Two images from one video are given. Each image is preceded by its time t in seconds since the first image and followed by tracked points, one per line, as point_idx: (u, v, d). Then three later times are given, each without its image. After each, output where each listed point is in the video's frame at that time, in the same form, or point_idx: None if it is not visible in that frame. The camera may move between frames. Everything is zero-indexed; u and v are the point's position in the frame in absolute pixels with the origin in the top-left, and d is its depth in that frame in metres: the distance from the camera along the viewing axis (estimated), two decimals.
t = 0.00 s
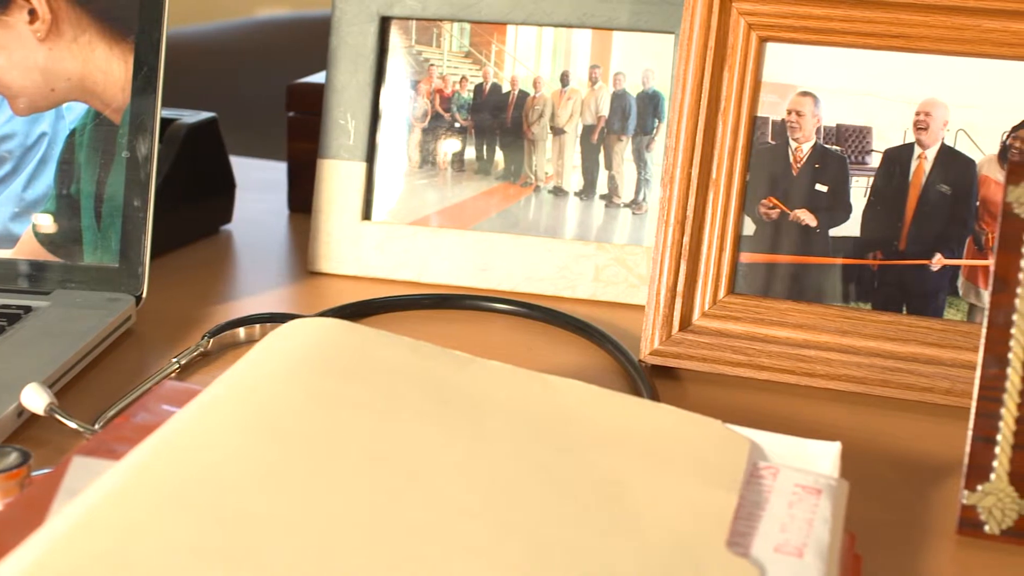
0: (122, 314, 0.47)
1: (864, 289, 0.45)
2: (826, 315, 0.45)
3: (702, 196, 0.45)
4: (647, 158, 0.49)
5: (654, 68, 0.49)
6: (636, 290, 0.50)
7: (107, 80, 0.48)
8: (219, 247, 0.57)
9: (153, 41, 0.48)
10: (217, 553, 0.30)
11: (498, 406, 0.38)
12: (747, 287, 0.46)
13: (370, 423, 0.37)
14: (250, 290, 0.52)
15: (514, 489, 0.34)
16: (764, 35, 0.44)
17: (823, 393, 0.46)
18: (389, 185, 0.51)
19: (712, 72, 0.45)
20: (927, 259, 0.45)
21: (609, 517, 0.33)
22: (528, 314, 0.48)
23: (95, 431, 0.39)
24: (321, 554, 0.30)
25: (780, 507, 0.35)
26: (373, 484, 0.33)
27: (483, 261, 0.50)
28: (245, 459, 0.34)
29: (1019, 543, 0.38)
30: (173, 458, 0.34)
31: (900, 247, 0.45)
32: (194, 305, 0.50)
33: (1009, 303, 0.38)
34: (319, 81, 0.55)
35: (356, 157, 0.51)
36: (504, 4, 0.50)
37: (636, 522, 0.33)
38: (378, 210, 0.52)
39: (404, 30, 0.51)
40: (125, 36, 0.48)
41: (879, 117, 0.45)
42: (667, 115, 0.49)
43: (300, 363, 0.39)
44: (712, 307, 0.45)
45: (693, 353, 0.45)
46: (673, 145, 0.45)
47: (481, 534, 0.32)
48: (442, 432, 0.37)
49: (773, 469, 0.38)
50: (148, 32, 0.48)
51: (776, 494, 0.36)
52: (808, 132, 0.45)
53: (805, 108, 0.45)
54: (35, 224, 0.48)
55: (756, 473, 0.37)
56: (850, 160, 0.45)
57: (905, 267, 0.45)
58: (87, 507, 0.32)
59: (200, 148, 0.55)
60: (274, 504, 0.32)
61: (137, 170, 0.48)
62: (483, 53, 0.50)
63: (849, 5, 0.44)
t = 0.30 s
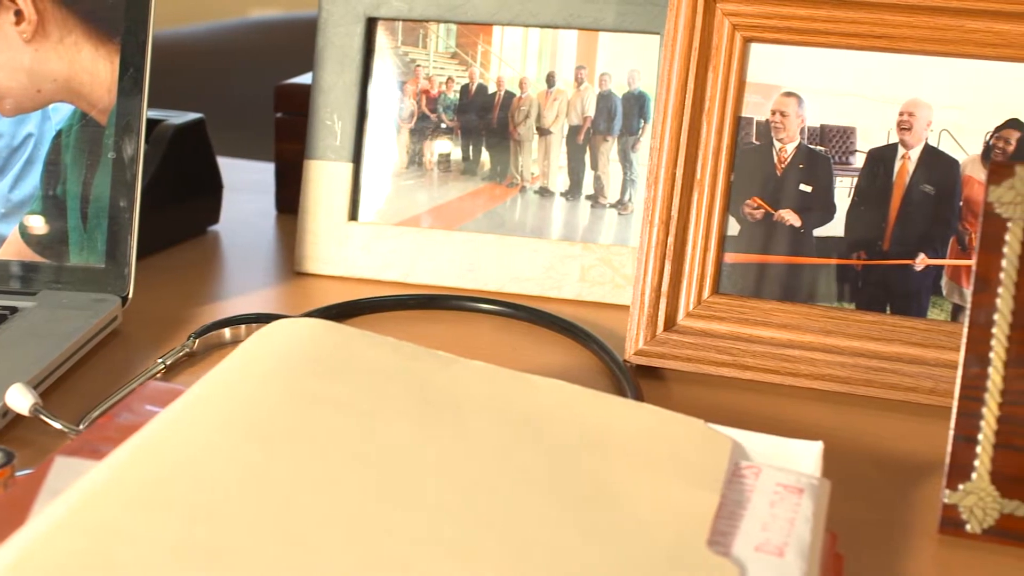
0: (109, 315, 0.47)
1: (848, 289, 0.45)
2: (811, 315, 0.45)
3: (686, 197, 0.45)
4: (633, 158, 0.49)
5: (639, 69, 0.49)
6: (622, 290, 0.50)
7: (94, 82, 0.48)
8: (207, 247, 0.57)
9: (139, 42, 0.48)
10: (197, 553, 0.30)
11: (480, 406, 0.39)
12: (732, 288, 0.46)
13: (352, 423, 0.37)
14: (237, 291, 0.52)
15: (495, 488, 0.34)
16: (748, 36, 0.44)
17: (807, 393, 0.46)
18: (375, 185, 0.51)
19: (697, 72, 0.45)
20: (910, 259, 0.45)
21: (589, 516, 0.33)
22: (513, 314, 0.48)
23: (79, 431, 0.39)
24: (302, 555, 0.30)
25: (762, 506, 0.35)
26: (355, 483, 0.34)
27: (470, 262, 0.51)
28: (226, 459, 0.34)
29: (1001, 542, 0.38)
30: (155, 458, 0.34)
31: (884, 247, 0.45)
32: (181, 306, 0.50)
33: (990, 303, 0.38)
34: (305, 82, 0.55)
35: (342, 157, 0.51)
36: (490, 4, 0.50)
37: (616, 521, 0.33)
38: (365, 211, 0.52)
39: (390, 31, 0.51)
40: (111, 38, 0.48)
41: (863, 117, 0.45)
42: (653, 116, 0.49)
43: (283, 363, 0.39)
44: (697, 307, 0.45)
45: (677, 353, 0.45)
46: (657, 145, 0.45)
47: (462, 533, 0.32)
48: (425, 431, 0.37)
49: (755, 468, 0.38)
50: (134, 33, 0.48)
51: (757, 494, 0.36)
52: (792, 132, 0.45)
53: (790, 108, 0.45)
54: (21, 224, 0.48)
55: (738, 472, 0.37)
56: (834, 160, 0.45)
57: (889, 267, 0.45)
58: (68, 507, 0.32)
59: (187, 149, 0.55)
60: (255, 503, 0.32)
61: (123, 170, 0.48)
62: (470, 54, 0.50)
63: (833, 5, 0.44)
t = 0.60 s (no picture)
0: (94, 315, 0.47)
1: (833, 289, 0.45)
2: (795, 315, 0.45)
3: (671, 196, 0.45)
4: (618, 158, 0.49)
5: (625, 69, 0.49)
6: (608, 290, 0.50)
7: (79, 82, 0.48)
8: (195, 248, 0.57)
9: (125, 43, 0.48)
10: (178, 554, 0.30)
11: (463, 406, 0.39)
12: (716, 288, 0.46)
13: (335, 423, 0.37)
14: (224, 291, 0.52)
15: (476, 487, 0.34)
16: (732, 36, 0.45)
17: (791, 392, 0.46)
18: (361, 185, 0.51)
19: (681, 72, 0.45)
20: (895, 259, 0.45)
21: (570, 515, 0.33)
22: (499, 314, 0.48)
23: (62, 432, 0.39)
24: (284, 553, 0.30)
25: (744, 505, 0.35)
26: (336, 483, 0.34)
27: (456, 262, 0.51)
28: (208, 459, 0.34)
29: (982, 541, 0.38)
30: (137, 458, 0.34)
31: (868, 247, 0.45)
32: (167, 306, 0.50)
33: (972, 302, 0.38)
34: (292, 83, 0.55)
35: (329, 158, 0.51)
36: (475, 4, 0.50)
37: (597, 520, 0.33)
38: (351, 211, 0.52)
39: (377, 32, 0.51)
40: (97, 38, 0.48)
41: (847, 117, 0.45)
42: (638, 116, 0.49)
43: (266, 363, 0.40)
44: (682, 307, 0.45)
45: (662, 353, 0.45)
46: (642, 145, 0.45)
47: (444, 532, 0.32)
48: (407, 431, 0.37)
49: (737, 467, 0.38)
50: (120, 34, 0.48)
51: (739, 493, 0.36)
52: (776, 132, 0.45)
53: (774, 108, 0.45)
54: (7, 225, 0.48)
55: (720, 472, 0.37)
56: (818, 160, 0.45)
57: (872, 267, 0.45)
58: (48, 508, 0.32)
59: (175, 150, 0.55)
60: (236, 504, 0.32)
61: (109, 171, 0.48)
62: (456, 54, 0.50)
63: (817, 5, 0.44)
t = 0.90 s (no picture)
0: (80, 316, 0.47)
1: (817, 288, 0.45)
2: (779, 314, 0.45)
3: (655, 196, 0.45)
4: (604, 158, 0.49)
5: (610, 69, 0.49)
6: (593, 290, 0.50)
7: (65, 83, 0.48)
8: (182, 248, 0.57)
9: (110, 44, 0.48)
10: (158, 553, 0.30)
11: (446, 405, 0.39)
12: (700, 288, 0.46)
13: (317, 422, 0.37)
14: (210, 292, 0.52)
15: (457, 487, 0.34)
16: (715, 36, 0.45)
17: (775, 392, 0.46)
18: (347, 186, 0.51)
19: (665, 72, 0.45)
20: (878, 258, 0.45)
21: (551, 514, 0.33)
22: (485, 314, 0.48)
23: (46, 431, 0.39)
24: (263, 554, 0.30)
25: (725, 505, 0.35)
26: (317, 483, 0.34)
27: (442, 262, 0.51)
28: (190, 459, 0.34)
29: (964, 540, 0.39)
30: (118, 458, 0.34)
31: (851, 246, 0.45)
32: (153, 306, 0.50)
33: (953, 301, 0.39)
34: (279, 84, 0.55)
35: (315, 158, 0.51)
36: (461, 5, 0.50)
37: (578, 519, 0.33)
38: (337, 212, 0.52)
39: (362, 32, 0.51)
40: (82, 39, 0.48)
41: (830, 117, 0.45)
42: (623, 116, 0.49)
43: (249, 363, 0.40)
44: (666, 307, 0.45)
45: (646, 353, 0.45)
46: (626, 145, 0.45)
47: (425, 531, 0.32)
48: (389, 431, 0.37)
49: (719, 466, 0.38)
50: (105, 34, 0.48)
51: (720, 492, 0.36)
52: (760, 133, 0.45)
53: (758, 108, 0.45)
54: None
55: (702, 471, 0.37)
56: (802, 160, 0.46)
57: (855, 267, 0.45)
58: (29, 507, 0.32)
59: (162, 151, 0.55)
60: (217, 503, 0.32)
61: (95, 172, 0.48)
62: (441, 55, 0.50)
63: (800, 5, 0.44)
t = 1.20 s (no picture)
0: (64, 316, 0.47)
1: (800, 288, 0.45)
2: (762, 314, 0.45)
3: (638, 196, 0.45)
4: (588, 158, 0.49)
5: (595, 70, 0.49)
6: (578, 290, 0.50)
7: (50, 83, 0.48)
8: (168, 249, 0.57)
9: (95, 44, 0.48)
10: (137, 554, 0.30)
11: (428, 405, 0.39)
12: (684, 288, 0.46)
13: (299, 422, 0.37)
14: (196, 292, 0.52)
15: (437, 486, 0.34)
16: (699, 36, 0.45)
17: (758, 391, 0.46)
18: (333, 186, 0.52)
19: (648, 72, 0.45)
20: (861, 258, 0.45)
21: (531, 512, 0.34)
22: (469, 314, 0.48)
23: (28, 431, 0.39)
24: (242, 553, 0.30)
25: (706, 503, 0.35)
26: (297, 482, 0.34)
27: (427, 262, 0.51)
28: (171, 460, 0.34)
29: (944, 538, 0.39)
30: (99, 459, 0.34)
31: (834, 246, 0.45)
32: (139, 306, 0.50)
33: (933, 300, 0.39)
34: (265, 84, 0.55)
35: (300, 159, 0.51)
36: (446, 5, 0.50)
37: (558, 517, 0.33)
38: (322, 212, 0.52)
39: (348, 33, 0.51)
40: (67, 40, 0.48)
41: (813, 117, 0.45)
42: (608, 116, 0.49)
43: (232, 363, 0.40)
44: (650, 306, 0.46)
45: (630, 353, 0.45)
46: (609, 145, 0.46)
47: (404, 530, 0.32)
48: (370, 430, 0.37)
49: (700, 466, 0.38)
50: (90, 35, 0.48)
51: (701, 491, 0.36)
52: (743, 133, 0.46)
53: (741, 108, 0.45)
54: None
55: (683, 470, 0.38)
56: (784, 160, 0.46)
57: (838, 267, 0.45)
58: (8, 507, 0.32)
59: (148, 151, 0.55)
60: (197, 504, 0.32)
61: (80, 172, 0.48)
62: (426, 55, 0.50)
63: (783, 5, 0.44)
